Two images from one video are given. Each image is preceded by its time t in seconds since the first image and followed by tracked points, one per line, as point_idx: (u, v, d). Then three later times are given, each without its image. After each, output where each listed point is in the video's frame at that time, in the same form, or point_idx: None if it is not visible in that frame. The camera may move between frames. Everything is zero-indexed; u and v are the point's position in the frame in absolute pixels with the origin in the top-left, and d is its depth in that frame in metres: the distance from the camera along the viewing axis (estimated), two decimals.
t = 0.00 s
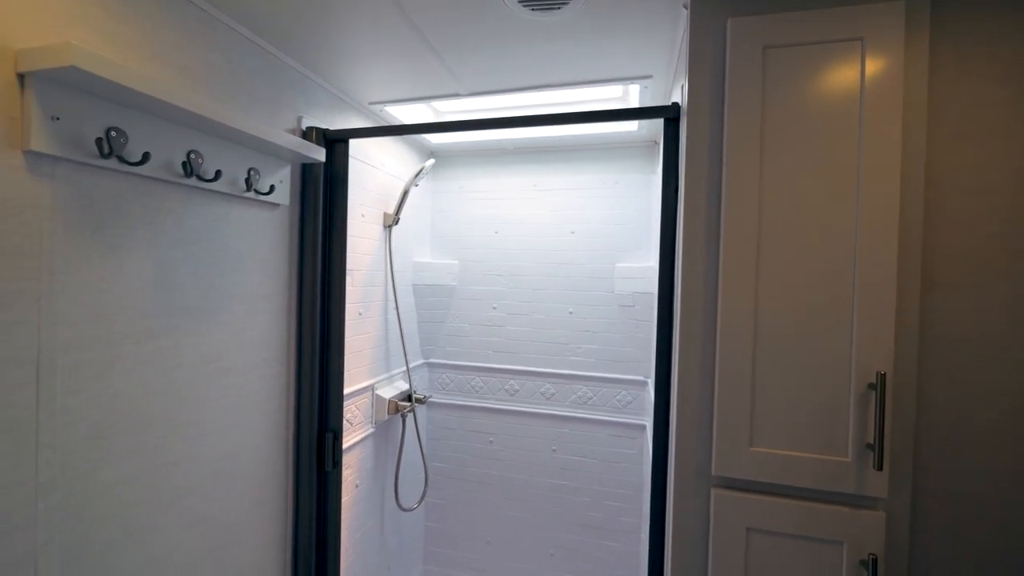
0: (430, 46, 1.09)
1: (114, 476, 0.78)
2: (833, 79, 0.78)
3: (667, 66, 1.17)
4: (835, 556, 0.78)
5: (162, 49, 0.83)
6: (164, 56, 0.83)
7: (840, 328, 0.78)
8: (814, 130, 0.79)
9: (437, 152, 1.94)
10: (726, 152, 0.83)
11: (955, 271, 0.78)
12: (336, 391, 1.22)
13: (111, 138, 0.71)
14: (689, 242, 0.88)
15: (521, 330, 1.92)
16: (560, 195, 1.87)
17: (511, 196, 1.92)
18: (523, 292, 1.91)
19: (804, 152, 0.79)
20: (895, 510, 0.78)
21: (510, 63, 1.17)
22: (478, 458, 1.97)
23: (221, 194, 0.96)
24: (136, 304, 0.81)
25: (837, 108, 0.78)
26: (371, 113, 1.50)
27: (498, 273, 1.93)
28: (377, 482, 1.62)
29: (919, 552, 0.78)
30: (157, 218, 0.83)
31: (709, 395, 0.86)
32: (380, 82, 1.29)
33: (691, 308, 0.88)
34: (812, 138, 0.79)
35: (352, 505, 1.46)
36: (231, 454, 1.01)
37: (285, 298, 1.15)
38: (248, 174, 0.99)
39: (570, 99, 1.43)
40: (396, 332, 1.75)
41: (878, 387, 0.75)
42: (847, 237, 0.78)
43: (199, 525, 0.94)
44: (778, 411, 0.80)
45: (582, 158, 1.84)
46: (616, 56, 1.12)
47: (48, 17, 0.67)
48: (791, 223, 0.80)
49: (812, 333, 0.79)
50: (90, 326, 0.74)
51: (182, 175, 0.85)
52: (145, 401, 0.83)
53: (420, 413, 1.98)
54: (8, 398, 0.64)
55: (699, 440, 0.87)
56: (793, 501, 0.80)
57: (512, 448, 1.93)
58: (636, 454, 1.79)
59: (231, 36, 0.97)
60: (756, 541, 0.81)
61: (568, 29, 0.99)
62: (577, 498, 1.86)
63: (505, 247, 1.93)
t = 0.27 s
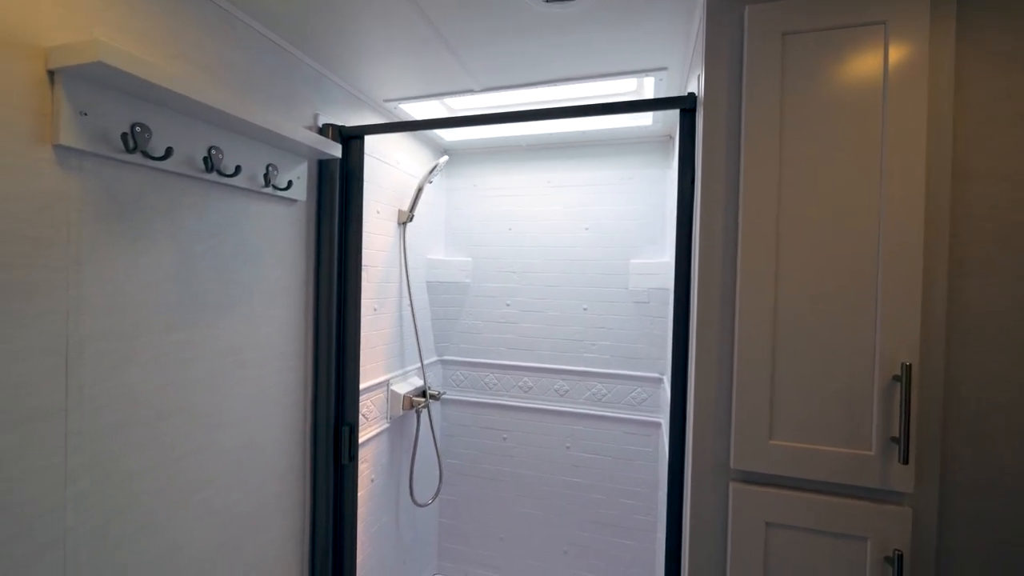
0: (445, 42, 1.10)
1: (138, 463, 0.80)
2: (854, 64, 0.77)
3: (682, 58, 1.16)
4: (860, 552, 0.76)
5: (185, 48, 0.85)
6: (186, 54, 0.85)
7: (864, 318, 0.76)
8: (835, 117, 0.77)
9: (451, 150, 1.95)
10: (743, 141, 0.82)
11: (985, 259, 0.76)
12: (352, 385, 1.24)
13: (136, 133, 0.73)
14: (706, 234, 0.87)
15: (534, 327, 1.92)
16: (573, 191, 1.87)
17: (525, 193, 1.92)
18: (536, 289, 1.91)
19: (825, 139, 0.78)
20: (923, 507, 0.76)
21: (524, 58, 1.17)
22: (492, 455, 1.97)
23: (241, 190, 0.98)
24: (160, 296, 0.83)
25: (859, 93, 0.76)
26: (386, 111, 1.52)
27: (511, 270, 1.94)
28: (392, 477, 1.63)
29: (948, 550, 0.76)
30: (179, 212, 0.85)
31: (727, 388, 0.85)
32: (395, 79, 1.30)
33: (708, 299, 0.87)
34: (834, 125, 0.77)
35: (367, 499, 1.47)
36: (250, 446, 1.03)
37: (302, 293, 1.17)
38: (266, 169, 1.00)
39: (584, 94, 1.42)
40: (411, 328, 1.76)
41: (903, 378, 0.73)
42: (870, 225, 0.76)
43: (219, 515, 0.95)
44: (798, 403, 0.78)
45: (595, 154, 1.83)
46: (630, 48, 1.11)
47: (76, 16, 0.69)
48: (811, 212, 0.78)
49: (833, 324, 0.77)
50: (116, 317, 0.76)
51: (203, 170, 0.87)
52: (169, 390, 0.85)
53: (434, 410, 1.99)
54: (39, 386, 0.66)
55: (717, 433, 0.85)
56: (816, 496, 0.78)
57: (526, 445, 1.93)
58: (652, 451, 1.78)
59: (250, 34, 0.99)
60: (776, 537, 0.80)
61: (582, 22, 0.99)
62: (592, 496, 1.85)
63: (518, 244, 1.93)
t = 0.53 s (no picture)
0: (453, 37, 1.11)
1: (153, 449, 0.82)
2: (865, 50, 0.76)
3: (691, 50, 1.16)
4: (871, 544, 0.75)
5: (199, 44, 0.87)
6: (200, 50, 0.87)
7: (876, 307, 0.75)
8: (845, 103, 0.76)
9: (460, 147, 1.96)
10: (752, 130, 0.81)
11: (1001, 246, 0.74)
12: (361, 378, 1.25)
13: (152, 126, 0.75)
14: (714, 223, 0.86)
15: (543, 323, 1.92)
16: (582, 187, 1.86)
17: (533, 190, 1.92)
18: (544, 285, 1.91)
19: (835, 126, 0.77)
20: (937, 498, 0.74)
21: (532, 52, 1.17)
22: (500, 451, 1.97)
23: (253, 184, 0.99)
24: (174, 286, 0.84)
25: (870, 79, 0.76)
26: (395, 107, 1.53)
27: (519, 266, 1.94)
28: (402, 471, 1.64)
29: (963, 543, 0.75)
30: (193, 205, 0.87)
31: (736, 378, 0.84)
32: (404, 76, 1.31)
33: (716, 289, 0.86)
34: (844, 112, 0.76)
35: (377, 492, 1.49)
36: (262, 436, 1.05)
37: (313, 286, 1.18)
38: (278, 163, 1.02)
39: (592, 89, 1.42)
40: (420, 324, 1.77)
41: (915, 367, 0.72)
42: (882, 212, 0.75)
43: (231, 503, 0.97)
44: (809, 393, 0.78)
45: (604, 150, 1.83)
46: (638, 41, 1.11)
47: (95, 12, 0.71)
48: (821, 200, 0.78)
49: (844, 313, 0.76)
50: (133, 306, 0.78)
51: (216, 163, 0.89)
52: (183, 379, 0.87)
53: (444, 405, 2.00)
54: (59, 370, 0.68)
55: (726, 424, 0.85)
56: (826, 487, 0.77)
57: (534, 441, 1.93)
58: (661, 447, 1.77)
59: (262, 31, 1.01)
60: (786, 528, 0.79)
61: (589, 14, 0.99)
62: (601, 492, 1.84)
63: (526, 240, 1.93)
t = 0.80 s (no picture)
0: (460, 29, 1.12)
1: (171, 431, 0.84)
2: (876, 27, 0.75)
3: (699, 36, 1.15)
4: (884, 528, 0.74)
5: (214, 38, 0.89)
6: (215, 43, 0.89)
7: (888, 288, 0.74)
8: (855, 82, 0.75)
9: (469, 141, 1.97)
10: (760, 111, 0.81)
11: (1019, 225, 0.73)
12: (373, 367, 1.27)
13: (169, 116, 0.78)
14: (722, 207, 0.86)
15: (553, 316, 1.92)
16: (591, 180, 1.86)
17: (542, 183, 1.92)
18: (554, 278, 1.91)
19: (845, 106, 0.76)
20: (953, 483, 0.73)
21: (539, 42, 1.18)
22: (511, 444, 1.98)
23: (266, 174, 1.02)
24: (191, 273, 0.87)
25: (881, 57, 0.74)
26: (405, 101, 1.55)
27: (529, 260, 1.94)
28: (413, 462, 1.66)
29: (980, 528, 0.73)
30: (208, 194, 0.89)
31: (745, 363, 0.84)
32: (413, 69, 1.33)
33: (725, 273, 0.86)
34: (854, 91, 0.75)
35: (389, 482, 1.50)
36: (276, 422, 1.07)
37: (325, 276, 1.20)
38: (290, 154, 1.04)
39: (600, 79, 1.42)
40: (430, 317, 1.79)
41: (929, 349, 0.71)
42: (894, 192, 0.74)
43: (246, 486, 0.99)
44: (819, 376, 0.77)
45: (613, 142, 1.83)
46: (646, 28, 1.11)
47: (114, 6, 0.73)
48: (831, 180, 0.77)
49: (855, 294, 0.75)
50: (151, 292, 0.80)
51: (231, 154, 0.91)
52: (199, 363, 0.89)
53: (454, 398, 2.01)
54: (83, 350, 0.71)
55: (735, 408, 0.84)
56: (838, 471, 0.76)
57: (545, 434, 1.93)
58: (672, 440, 1.76)
59: (275, 26, 1.03)
60: (797, 512, 0.78)
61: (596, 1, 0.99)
62: (612, 485, 1.84)
63: (536, 234, 1.93)
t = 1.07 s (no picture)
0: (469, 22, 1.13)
1: (190, 413, 0.87)
2: (885, 8, 0.74)
3: (708, 26, 1.15)
4: (895, 511, 0.74)
5: (230, 32, 0.92)
6: (231, 37, 0.92)
7: (898, 270, 0.73)
8: (864, 64, 0.75)
9: (479, 136, 1.99)
10: (768, 96, 0.81)
11: None
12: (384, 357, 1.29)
13: (188, 107, 0.80)
14: (730, 192, 0.86)
15: (562, 309, 1.93)
16: (600, 173, 1.87)
17: (551, 177, 1.93)
18: (563, 271, 1.92)
19: (853, 88, 0.76)
20: (964, 466, 0.73)
21: (547, 34, 1.19)
22: (521, 437, 1.99)
23: (280, 166, 1.04)
24: (209, 260, 0.89)
25: (891, 38, 0.74)
26: (415, 96, 1.57)
27: (538, 253, 1.96)
28: (424, 453, 1.68)
29: (991, 511, 0.73)
30: (226, 184, 0.92)
31: (754, 347, 0.84)
32: (423, 63, 1.34)
33: (733, 258, 0.86)
34: (863, 73, 0.75)
35: (400, 471, 1.53)
36: (290, 409, 1.09)
37: (337, 267, 1.23)
38: (303, 146, 1.07)
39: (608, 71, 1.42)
40: (440, 310, 1.80)
41: (940, 330, 0.70)
42: (903, 173, 0.73)
43: (262, 470, 1.02)
44: (828, 359, 0.77)
45: (621, 135, 1.83)
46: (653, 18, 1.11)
47: None
48: (839, 163, 0.77)
49: (864, 277, 0.75)
50: (171, 277, 0.83)
51: (247, 144, 0.93)
52: (217, 349, 0.92)
53: (464, 392, 2.03)
54: (107, 332, 0.74)
55: (744, 393, 0.85)
56: (848, 454, 0.76)
57: (554, 427, 1.94)
58: (682, 433, 1.75)
59: (289, 21, 1.06)
60: (806, 495, 0.78)
61: None
62: (621, 478, 1.84)
63: (545, 227, 1.94)
